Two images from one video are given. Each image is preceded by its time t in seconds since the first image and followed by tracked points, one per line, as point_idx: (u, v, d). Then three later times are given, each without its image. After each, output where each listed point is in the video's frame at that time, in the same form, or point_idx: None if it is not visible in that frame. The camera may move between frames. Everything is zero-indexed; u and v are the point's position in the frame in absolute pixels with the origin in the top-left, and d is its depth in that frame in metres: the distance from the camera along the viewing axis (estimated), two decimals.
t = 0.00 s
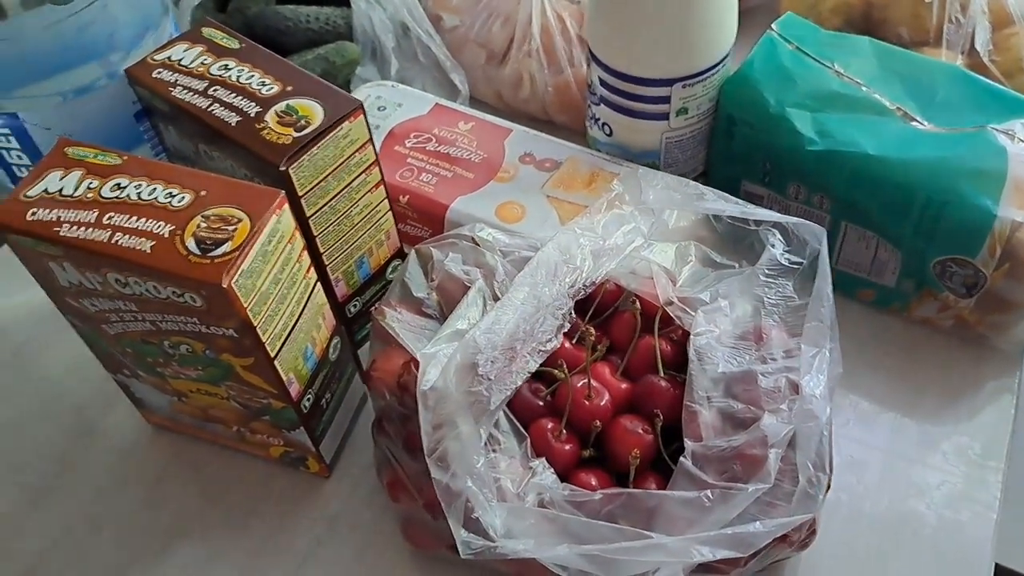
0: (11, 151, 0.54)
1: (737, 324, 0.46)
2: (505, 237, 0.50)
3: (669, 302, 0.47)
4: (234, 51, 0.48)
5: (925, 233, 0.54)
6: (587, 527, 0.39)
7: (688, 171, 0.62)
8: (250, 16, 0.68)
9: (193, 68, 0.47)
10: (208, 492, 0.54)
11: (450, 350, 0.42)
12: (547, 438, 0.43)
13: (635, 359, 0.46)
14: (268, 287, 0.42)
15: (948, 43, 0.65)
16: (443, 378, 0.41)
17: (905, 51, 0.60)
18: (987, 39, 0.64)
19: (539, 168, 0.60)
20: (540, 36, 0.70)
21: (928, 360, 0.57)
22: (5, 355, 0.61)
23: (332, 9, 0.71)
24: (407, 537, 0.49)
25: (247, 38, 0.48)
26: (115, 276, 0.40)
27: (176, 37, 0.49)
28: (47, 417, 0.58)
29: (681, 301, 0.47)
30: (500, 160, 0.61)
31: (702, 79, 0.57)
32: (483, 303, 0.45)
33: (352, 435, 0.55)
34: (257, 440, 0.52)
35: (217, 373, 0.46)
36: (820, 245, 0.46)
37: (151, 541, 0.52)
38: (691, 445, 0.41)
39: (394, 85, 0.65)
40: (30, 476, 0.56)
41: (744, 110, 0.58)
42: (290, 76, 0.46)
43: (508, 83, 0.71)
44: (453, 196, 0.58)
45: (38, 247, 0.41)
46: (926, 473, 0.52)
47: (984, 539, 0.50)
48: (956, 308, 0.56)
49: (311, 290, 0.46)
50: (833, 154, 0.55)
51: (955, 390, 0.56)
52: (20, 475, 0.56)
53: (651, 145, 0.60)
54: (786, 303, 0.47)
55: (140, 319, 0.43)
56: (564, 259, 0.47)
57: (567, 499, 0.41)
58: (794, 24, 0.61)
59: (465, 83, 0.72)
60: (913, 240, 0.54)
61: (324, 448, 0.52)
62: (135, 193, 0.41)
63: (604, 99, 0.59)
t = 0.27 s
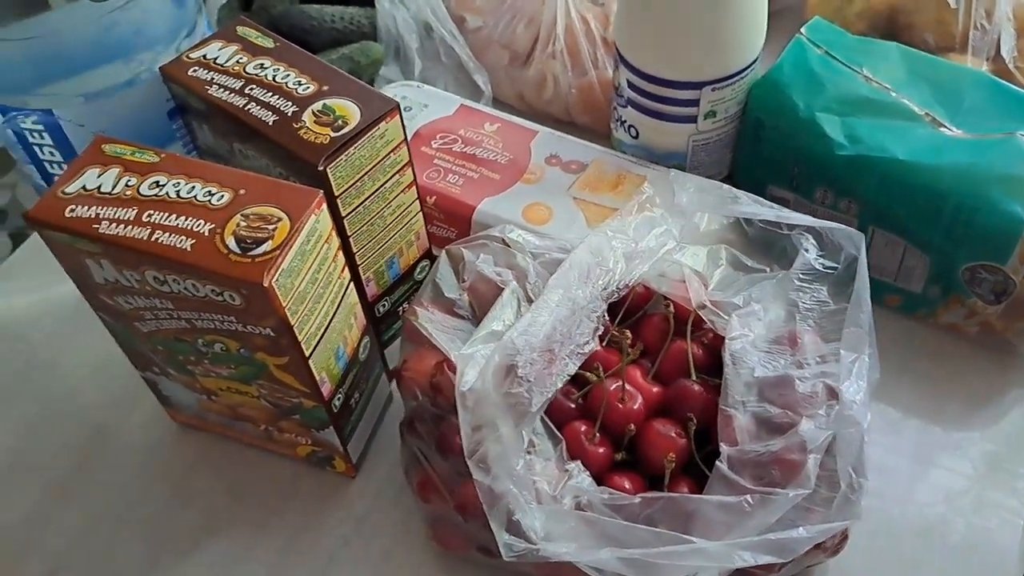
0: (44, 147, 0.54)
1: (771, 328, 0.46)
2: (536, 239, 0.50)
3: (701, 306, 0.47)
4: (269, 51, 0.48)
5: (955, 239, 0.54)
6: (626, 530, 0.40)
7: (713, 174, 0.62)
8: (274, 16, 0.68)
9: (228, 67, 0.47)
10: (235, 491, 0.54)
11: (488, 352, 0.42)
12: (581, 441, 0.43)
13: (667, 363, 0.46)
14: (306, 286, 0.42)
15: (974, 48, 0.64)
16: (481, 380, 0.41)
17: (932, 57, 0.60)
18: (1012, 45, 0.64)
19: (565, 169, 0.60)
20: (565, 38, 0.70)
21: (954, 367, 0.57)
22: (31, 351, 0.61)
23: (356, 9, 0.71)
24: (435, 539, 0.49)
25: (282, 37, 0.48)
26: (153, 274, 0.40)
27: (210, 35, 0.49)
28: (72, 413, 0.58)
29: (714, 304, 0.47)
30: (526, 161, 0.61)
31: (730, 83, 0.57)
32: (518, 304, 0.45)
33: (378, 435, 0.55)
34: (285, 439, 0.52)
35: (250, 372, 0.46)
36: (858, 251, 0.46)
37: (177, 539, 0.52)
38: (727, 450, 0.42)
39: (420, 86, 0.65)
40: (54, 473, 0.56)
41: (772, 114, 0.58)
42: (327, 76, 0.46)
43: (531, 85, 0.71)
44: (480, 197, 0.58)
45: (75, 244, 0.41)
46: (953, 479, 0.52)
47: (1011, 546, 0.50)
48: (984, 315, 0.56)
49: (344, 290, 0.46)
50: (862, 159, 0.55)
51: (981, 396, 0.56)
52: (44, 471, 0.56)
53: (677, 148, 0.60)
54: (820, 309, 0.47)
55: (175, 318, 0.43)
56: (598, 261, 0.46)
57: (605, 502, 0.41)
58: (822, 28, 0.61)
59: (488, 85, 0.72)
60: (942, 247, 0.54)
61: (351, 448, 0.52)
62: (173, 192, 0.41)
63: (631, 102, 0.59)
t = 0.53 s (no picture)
0: (82, 180, 0.57)
1: (784, 377, 0.47)
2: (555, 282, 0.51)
3: (717, 353, 0.48)
4: (303, 93, 0.50)
5: (963, 293, 0.55)
6: None
7: (727, 220, 0.63)
8: (303, 54, 0.71)
9: (265, 108, 0.48)
10: (251, 521, 0.55)
11: (511, 396, 0.43)
12: (597, 485, 0.44)
13: (682, 408, 0.47)
14: (336, 326, 0.43)
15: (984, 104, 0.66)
16: (504, 424, 0.42)
17: (944, 113, 0.61)
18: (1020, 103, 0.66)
19: (583, 212, 0.62)
20: (584, 83, 0.72)
21: (959, 418, 0.58)
22: (56, 375, 0.62)
23: (382, 48, 0.73)
24: None
25: (317, 81, 0.50)
26: (188, 310, 0.42)
27: (248, 77, 0.51)
28: (92, 438, 0.59)
29: (729, 352, 0.48)
30: (545, 203, 0.62)
31: (745, 134, 0.59)
32: (539, 347, 0.47)
33: (393, 469, 0.56)
34: (303, 472, 0.53)
35: (275, 407, 0.47)
36: (871, 306, 0.48)
37: (194, 567, 0.53)
38: (741, 498, 0.43)
39: (443, 126, 0.67)
40: (72, 497, 0.57)
41: (787, 165, 0.59)
42: (361, 121, 0.48)
43: (550, 126, 0.73)
44: (500, 237, 0.60)
45: (114, 279, 0.42)
46: (958, 529, 0.53)
47: None
48: (990, 368, 0.57)
49: (369, 329, 0.47)
50: (875, 212, 0.56)
51: (986, 447, 0.57)
52: (64, 495, 0.57)
53: (693, 194, 0.61)
54: (834, 360, 0.49)
55: (206, 352, 0.45)
56: (618, 306, 0.48)
57: (622, 547, 0.42)
58: (836, 82, 0.63)
59: (507, 125, 0.74)
60: (950, 300, 0.56)
61: (368, 483, 0.53)
62: (211, 231, 0.42)
63: (649, 148, 0.61)
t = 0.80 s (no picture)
0: (90, 227, 0.57)
1: (777, 426, 0.48)
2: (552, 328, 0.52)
3: (711, 401, 0.49)
4: (308, 144, 0.51)
5: (954, 342, 0.56)
6: None
7: (722, 267, 0.64)
8: (307, 100, 0.72)
9: (271, 159, 0.50)
10: (249, 564, 0.55)
11: (507, 445, 0.43)
12: (592, 531, 0.45)
13: (677, 455, 0.48)
14: (336, 374, 0.44)
15: (974, 153, 0.68)
16: (501, 472, 0.42)
17: (934, 163, 0.63)
18: (1009, 153, 0.67)
19: (580, 257, 0.63)
20: (582, 131, 0.74)
21: (951, 465, 0.59)
22: (59, 415, 0.63)
23: (385, 94, 0.75)
24: None
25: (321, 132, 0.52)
26: (192, 358, 0.43)
27: (255, 128, 0.52)
28: (92, 480, 0.59)
29: (723, 401, 0.49)
30: (543, 248, 0.63)
31: (740, 183, 0.60)
32: (536, 395, 0.47)
33: (391, 513, 0.57)
34: (301, 515, 0.53)
35: (275, 452, 0.47)
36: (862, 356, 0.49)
37: None
38: (734, 547, 0.43)
39: (444, 171, 0.69)
40: (70, 540, 0.57)
41: (780, 214, 0.60)
42: (363, 172, 0.49)
43: (549, 172, 0.74)
44: (498, 282, 0.61)
45: (120, 326, 0.43)
46: None
47: None
48: (981, 415, 0.58)
49: (369, 376, 0.48)
50: (867, 261, 0.57)
51: (980, 494, 0.57)
52: (62, 536, 0.57)
53: (688, 241, 0.62)
54: (826, 410, 0.50)
55: (209, 398, 0.45)
56: (614, 353, 0.48)
57: None
58: (829, 133, 0.64)
59: (507, 170, 0.76)
60: (941, 349, 0.57)
61: (366, 526, 0.53)
62: (217, 279, 0.44)
63: (645, 197, 0.62)
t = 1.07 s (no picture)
0: (86, 261, 0.57)
1: (766, 459, 0.48)
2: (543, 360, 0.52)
3: (700, 433, 0.49)
4: (301, 178, 0.52)
5: (943, 373, 0.56)
6: None
7: (713, 297, 0.64)
8: (304, 132, 0.73)
9: (265, 194, 0.50)
10: None
11: (495, 479, 0.44)
12: (581, 564, 0.45)
13: (667, 487, 0.48)
14: (327, 407, 0.44)
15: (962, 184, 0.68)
16: (489, 506, 0.43)
17: (921, 195, 0.64)
18: (996, 184, 0.68)
19: (572, 288, 0.63)
20: (575, 162, 0.75)
21: (942, 495, 0.59)
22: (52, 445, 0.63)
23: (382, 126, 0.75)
24: None
25: (315, 166, 0.52)
26: (185, 392, 0.43)
27: (249, 162, 0.53)
28: (84, 510, 0.59)
29: (712, 432, 0.49)
30: (535, 279, 0.64)
31: (730, 215, 0.60)
32: (525, 427, 0.48)
33: (383, 544, 0.57)
34: (292, 547, 0.53)
35: (266, 485, 0.48)
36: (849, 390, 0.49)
37: None
38: None
39: (439, 203, 0.69)
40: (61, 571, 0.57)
41: (770, 246, 0.61)
42: (355, 206, 0.50)
43: (542, 203, 0.75)
44: (491, 312, 0.61)
45: (112, 360, 0.43)
46: None
47: None
48: (970, 446, 0.58)
49: (360, 408, 0.48)
50: (855, 293, 0.58)
51: (970, 524, 0.57)
52: (53, 569, 0.57)
53: (679, 272, 0.63)
54: (814, 442, 0.50)
55: (200, 431, 0.46)
56: (604, 386, 0.49)
57: None
58: (817, 166, 0.65)
59: (501, 201, 0.76)
60: (930, 380, 0.57)
61: (358, 558, 0.53)
62: (210, 314, 0.44)
63: (636, 228, 0.63)
